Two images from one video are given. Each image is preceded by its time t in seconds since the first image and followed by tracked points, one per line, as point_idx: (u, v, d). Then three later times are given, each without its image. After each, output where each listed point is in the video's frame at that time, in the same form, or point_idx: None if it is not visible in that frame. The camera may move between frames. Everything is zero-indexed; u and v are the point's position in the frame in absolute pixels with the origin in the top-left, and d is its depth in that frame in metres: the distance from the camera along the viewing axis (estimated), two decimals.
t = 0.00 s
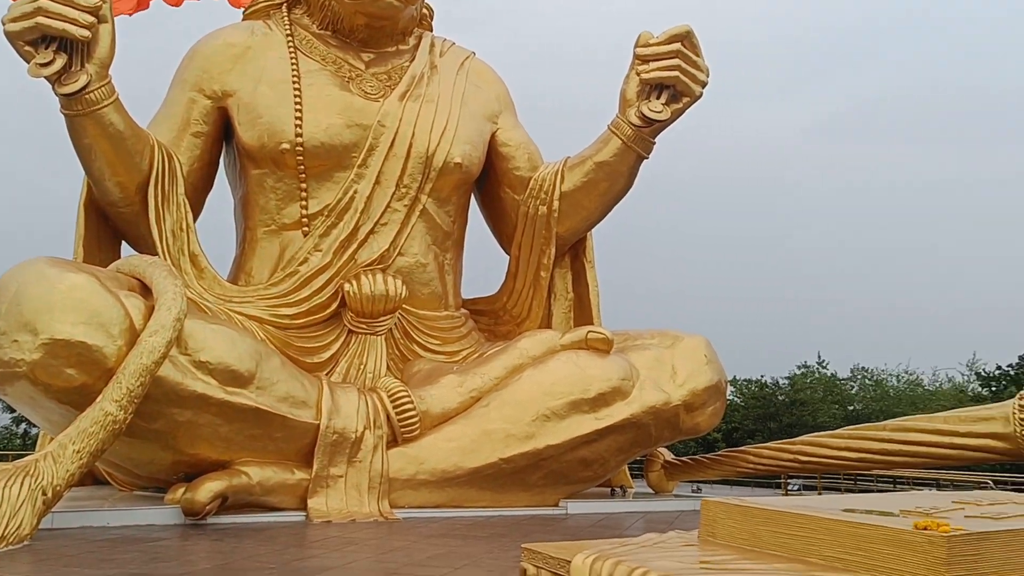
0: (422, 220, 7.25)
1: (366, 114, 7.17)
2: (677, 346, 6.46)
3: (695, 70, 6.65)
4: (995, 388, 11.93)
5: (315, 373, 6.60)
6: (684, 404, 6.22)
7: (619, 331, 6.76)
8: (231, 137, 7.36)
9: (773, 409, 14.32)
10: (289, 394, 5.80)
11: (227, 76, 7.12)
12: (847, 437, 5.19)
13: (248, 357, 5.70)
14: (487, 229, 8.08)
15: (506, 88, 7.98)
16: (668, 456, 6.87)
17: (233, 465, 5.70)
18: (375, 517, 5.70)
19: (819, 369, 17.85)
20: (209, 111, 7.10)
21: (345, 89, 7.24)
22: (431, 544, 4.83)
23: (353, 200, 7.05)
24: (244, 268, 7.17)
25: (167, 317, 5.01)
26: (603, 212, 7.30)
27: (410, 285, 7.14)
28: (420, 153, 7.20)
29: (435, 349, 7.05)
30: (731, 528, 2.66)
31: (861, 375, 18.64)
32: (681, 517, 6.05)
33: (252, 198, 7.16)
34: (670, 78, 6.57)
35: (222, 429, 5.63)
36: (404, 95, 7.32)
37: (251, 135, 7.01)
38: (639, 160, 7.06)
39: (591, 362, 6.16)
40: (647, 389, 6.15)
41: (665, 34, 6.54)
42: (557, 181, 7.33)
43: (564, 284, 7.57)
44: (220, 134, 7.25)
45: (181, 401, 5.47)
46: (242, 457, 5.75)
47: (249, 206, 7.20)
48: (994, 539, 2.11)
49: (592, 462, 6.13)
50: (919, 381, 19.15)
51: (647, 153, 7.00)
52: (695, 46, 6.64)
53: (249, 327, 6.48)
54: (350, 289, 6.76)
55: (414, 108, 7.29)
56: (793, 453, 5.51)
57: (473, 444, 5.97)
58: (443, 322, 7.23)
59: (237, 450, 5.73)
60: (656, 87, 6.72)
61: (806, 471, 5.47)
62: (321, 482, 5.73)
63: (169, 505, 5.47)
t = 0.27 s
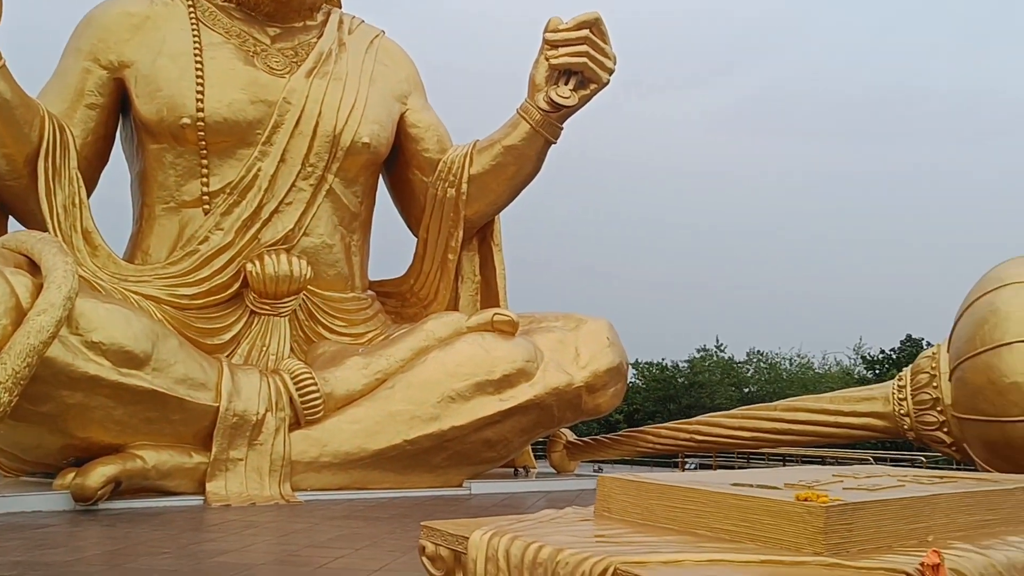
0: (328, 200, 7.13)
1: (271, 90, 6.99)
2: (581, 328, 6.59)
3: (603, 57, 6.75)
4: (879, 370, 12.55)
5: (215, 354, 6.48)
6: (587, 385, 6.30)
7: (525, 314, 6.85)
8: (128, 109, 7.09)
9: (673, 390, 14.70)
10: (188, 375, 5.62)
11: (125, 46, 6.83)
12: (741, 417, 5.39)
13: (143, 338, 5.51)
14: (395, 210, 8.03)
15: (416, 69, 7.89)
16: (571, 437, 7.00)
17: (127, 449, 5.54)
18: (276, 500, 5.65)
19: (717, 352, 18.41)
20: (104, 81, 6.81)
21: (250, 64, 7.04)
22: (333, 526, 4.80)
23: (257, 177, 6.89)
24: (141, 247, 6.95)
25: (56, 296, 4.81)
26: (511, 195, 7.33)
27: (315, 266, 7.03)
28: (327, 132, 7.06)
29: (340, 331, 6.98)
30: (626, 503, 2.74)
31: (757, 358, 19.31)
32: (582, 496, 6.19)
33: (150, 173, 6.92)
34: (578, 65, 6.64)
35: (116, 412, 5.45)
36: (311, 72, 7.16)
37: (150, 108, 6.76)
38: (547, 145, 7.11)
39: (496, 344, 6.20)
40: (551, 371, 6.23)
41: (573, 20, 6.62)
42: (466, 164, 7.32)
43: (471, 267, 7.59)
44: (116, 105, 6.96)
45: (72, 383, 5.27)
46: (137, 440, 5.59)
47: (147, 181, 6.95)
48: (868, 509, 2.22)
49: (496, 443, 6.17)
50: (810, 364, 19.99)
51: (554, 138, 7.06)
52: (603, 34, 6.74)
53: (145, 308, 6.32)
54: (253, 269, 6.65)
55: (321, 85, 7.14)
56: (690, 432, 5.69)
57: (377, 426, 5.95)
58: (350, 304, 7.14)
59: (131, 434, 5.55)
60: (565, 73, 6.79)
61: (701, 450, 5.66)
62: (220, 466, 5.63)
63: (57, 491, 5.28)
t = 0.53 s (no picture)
0: (242, 178, 6.95)
1: (183, 64, 6.75)
2: (499, 311, 6.63)
3: (523, 41, 6.75)
4: (785, 352, 12.98)
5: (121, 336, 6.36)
6: (503, 366, 6.33)
7: (443, 296, 6.87)
8: (30, 81, 6.80)
9: (588, 371, 14.91)
10: (93, 357, 5.44)
11: (26, 14, 6.54)
12: (653, 397, 5.53)
13: (47, 319, 5.32)
14: (312, 191, 7.89)
15: (334, 47, 7.72)
16: (487, 418, 7.06)
17: (29, 434, 5.37)
18: (186, 485, 5.55)
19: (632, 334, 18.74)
20: (4, 51, 6.50)
21: (161, 36, 6.78)
22: (245, 510, 4.74)
23: (168, 154, 6.68)
24: (43, 224, 6.71)
25: None
26: (430, 177, 7.30)
27: (228, 247, 6.86)
28: (242, 109, 6.85)
29: (254, 313, 6.85)
30: (537, 481, 2.78)
31: (668, 340, 19.73)
32: (497, 476, 6.26)
33: (53, 148, 6.66)
34: (498, 47, 6.64)
35: (17, 396, 5.29)
36: (226, 47, 6.93)
37: (53, 80, 6.48)
38: (467, 128, 7.11)
39: (414, 326, 6.18)
40: (468, 353, 6.25)
41: (494, 3, 6.61)
42: (385, 145, 7.24)
43: (390, 250, 7.54)
44: (16, 76, 6.65)
45: None
46: (39, 425, 5.41)
47: (50, 156, 6.69)
48: (768, 484, 2.31)
49: (412, 425, 6.18)
50: (719, 346, 20.53)
51: (474, 121, 7.05)
52: (524, 18, 6.74)
53: (47, 288, 6.18)
54: (163, 249, 6.50)
55: (235, 61, 6.93)
56: (604, 413, 5.80)
57: (291, 409, 5.87)
58: (265, 285, 6.99)
59: (33, 419, 5.39)
60: (484, 55, 6.77)
61: (615, 430, 5.78)
62: (127, 451, 5.49)
63: None
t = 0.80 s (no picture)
0: (169, 160, 6.74)
1: (106, 41, 6.54)
2: (432, 297, 6.65)
3: (457, 26, 6.73)
4: (713, 337, 13.25)
5: (40, 323, 6.24)
6: (437, 352, 6.32)
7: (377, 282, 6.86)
8: None
9: (522, 358, 14.98)
10: (11, 343, 5.27)
11: None
12: (584, 382, 5.60)
13: None
14: (243, 174, 7.74)
15: (264, 27, 7.55)
16: (421, 404, 7.06)
17: None
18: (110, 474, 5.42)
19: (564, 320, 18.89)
20: None
21: (82, 13, 6.56)
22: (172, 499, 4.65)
23: (90, 134, 6.48)
24: None
25: None
26: (363, 161, 7.23)
27: (153, 230, 6.67)
28: (168, 89, 6.64)
29: (182, 298, 6.71)
30: (468, 465, 2.80)
31: (600, 326, 19.94)
32: (430, 462, 6.27)
33: None
34: (431, 31, 6.61)
35: None
36: (151, 25, 6.74)
37: None
38: (401, 112, 7.04)
39: (346, 311, 6.14)
40: (401, 338, 6.21)
41: None
42: (317, 128, 7.13)
43: (322, 236, 7.48)
44: None
45: None
46: None
47: None
48: (693, 464, 2.36)
49: (345, 411, 6.10)
50: (649, 332, 20.84)
51: (408, 105, 6.99)
52: (458, 2, 6.72)
53: None
54: (85, 231, 6.32)
55: (161, 40, 6.74)
56: (536, 398, 5.85)
57: (220, 396, 5.76)
58: (192, 270, 6.84)
59: None
60: (419, 39, 6.68)
61: (547, 415, 5.84)
62: (48, 440, 5.36)
63: None
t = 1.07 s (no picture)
0: (115, 136, 6.58)
1: (48, 13, 6.35)
2: (386, 276, 6.62)
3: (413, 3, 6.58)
4: (666, 316, 13.41)
5: None
6: (390, 331, 6.29)
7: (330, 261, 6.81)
8: None
9: (477, 337, 14.99)
10: None
11: None
12: (538, 360, 5.63)
13: None
14: (191, 151, 7.60)
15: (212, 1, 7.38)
16: (375, 383, 7.04)
17: None
18: (57, 456, 5.32)
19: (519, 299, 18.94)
20: None
21: None
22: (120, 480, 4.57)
23: (32, 109, 6.30)
24: None
25: None
26: (315, 139, 7.14)
27: (99, 208, 6.52)
28: (114, 63, 6.46)
29: (130, 278, 6.59)
30: (420, 442, 2.80)
31: (555, 306, 20.02)
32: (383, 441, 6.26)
33: None
34: (384, 8, 6.49)
35: None
36: None
37: None
38: (353, 89, 6.96)
39: (298, 291, 6.08)
40: (355, 318, 6.16)
41: None
42: (267, 105, 7.01)
43: (274, 214, 7.39)
44: None
45: None
46: None
47: None
48: (643, 438, 2.39)
49: (298, 391, 6.03)
50: (603, 311, 20.98)
51: (361, 82, 6.91)
52: None
53: None
54: (27, 210, 6.13)
55: (106, 12, 6.53)
56: (490, 376, 5.87)
57: (169, 377, 5.68)
58: (140, 249, 6.72)
59: None
60: (372, 16, 6.60)
61: (502, 393, 5.86)
62: None
63: None
